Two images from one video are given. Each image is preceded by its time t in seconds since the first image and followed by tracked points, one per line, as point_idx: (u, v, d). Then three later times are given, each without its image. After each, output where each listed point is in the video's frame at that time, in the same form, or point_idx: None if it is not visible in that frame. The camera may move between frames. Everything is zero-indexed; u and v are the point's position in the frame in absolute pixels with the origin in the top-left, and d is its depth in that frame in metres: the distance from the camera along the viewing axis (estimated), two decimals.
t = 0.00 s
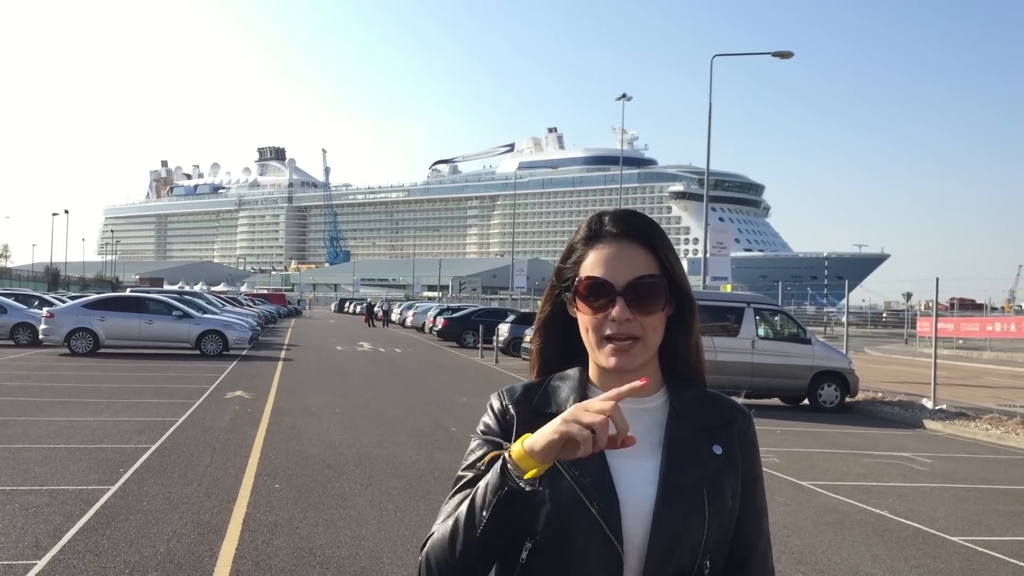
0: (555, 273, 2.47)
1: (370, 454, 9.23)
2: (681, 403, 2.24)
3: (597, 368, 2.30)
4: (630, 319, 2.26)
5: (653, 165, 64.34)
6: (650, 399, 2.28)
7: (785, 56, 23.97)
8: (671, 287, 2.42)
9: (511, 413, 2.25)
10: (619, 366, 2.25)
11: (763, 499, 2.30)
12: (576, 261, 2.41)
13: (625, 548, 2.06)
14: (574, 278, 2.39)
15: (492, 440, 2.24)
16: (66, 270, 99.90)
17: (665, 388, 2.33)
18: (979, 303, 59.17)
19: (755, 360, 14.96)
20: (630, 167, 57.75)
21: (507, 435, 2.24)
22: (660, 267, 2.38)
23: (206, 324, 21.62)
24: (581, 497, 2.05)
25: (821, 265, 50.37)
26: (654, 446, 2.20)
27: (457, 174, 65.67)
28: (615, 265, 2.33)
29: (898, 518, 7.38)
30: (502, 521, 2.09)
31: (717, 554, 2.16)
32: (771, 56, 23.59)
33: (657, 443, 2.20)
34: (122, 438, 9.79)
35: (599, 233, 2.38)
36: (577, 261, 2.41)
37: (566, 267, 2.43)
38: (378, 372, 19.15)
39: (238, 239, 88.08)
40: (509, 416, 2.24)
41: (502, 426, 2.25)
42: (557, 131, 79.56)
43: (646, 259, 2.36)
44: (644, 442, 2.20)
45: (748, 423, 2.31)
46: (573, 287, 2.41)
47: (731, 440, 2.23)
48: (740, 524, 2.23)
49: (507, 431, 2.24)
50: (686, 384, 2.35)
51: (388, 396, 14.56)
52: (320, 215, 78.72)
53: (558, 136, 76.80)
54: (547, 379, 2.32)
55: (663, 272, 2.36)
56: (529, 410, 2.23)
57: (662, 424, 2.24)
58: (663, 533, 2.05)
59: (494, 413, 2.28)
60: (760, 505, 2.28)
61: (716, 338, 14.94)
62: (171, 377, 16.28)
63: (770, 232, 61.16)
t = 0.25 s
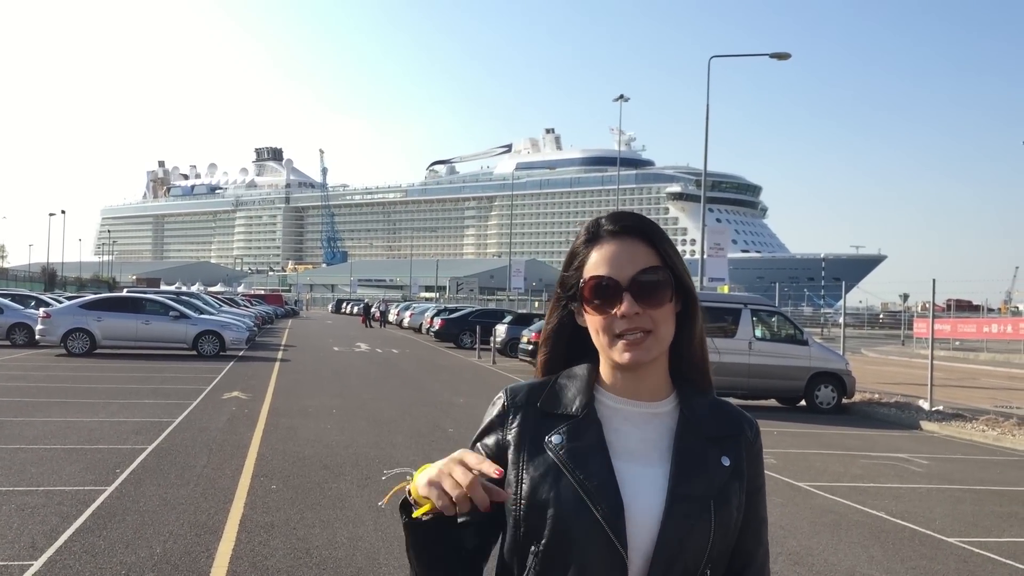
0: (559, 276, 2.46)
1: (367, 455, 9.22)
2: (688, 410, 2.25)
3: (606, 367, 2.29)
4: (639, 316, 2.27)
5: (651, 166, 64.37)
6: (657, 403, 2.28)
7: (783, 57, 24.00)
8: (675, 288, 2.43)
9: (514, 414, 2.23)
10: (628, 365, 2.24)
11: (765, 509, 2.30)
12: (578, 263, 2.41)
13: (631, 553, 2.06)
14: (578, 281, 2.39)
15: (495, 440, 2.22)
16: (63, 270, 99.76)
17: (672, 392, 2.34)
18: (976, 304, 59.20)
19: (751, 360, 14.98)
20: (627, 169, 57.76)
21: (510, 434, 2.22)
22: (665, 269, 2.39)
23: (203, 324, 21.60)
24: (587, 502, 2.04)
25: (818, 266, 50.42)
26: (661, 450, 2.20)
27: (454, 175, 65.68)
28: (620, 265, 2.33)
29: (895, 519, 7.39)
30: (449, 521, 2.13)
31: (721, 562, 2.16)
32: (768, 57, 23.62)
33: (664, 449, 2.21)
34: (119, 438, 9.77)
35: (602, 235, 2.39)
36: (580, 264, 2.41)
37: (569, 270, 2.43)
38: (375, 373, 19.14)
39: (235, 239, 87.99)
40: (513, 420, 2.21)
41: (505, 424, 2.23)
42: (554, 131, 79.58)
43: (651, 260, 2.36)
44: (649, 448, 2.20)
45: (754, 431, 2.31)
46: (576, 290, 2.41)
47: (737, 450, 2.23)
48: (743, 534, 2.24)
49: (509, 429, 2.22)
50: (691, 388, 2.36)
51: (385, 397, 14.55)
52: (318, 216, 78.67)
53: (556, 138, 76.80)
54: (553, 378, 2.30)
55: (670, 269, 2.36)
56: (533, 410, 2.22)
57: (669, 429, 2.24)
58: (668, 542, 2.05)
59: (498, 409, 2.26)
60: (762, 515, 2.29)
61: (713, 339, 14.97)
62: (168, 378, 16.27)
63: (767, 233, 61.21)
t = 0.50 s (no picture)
0: (559, 279, 2.46)
1: (365, 457, 9.22)
2: (690, 412, 2.25)
3: (608, 367, 2.29)
4: (641, 312, 2.27)
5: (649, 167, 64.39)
6: (659, 404, 2.28)
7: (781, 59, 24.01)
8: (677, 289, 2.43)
9: (512, 415, 2.25)
10: (628, 364, 2.24)
11: (767, 514, 2.29)
12: (578, 265, 2.42)
13: (628, 558, 2.06)
14: (577, 283, 2.39)
15: (496, 440, 2.24)
16: (61, 271, 99.64)
17: (674, 393, 2.34)
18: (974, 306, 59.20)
19: (750, 362, 14.99)
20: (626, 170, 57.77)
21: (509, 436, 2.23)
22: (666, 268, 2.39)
23: (201, 325, 21.58)
24: (585, 505, 2.04)
25: (816, 268, 50.43)
26: (662, 453, 2.20)
27: (453, 176, 65.69)
28: (621, 265, 2.33)
29: (893, 521, 7.39)
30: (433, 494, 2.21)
31: (721, 568, 2.15)
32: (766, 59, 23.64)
33: (665, 452, 2.20)
34: (117, 439, 9.76)
35: (601, 238, 2.40)
36: (580, 266, 2.41)
37: (568, 273, 2.43)
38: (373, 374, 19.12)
39: (233, 240, 87.92)
40: (509, 419, 2.23)
41: (503, 425, 2.24)
42: (553, 133, 79.59)
43: (651, 260, 2.37)
44: (650, 451, 2.20)
45: (758, 435, 2.30)
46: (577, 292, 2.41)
47: (740, 456, 2.22)
48: (745, 539, 2.23)
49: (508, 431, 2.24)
50: (694, 390, 2.36)
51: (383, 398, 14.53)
52: (316, 217, 78.65)
53: (554, 139, 76.83)
54: (553, 379, 2.31)
55: (669, 267, 2.37)
56: (533, 411, 2.22)
57: (671, 433, 2.24)
58: (667, 546, 2.04)
59: (498, 410, 2.27)
60: (764, 519, 2.28)
61: (711, 340, 14.98)
62: (166, 379, 16.25)
63: (765, 235, 61.22)
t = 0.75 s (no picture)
0: (557, 281, 2.47)
1: (363, 458, 9.22)
2: (683, 414, 2.25)
3: (602, 369, 2.30)
4: (637, 318, 2.27)
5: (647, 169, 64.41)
6: (653, 408, 2.28)
7: (778, 61, 24.03)
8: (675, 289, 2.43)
9: (510, 414, 2.26)
10: (624, 366, 2.25)
11: (764, 513, 2.29)
12: (577, 267, 2.43)
13: (619, 559, 2.06)
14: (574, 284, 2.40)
15: (491, 440, 2.26)
16: (59, 272, 99.59)
17: (670, 396, 2.34)
18: (972, 309, 59.23)
19: (747, 363, 15.00)
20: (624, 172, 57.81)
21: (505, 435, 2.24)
22: (664, 269, 2.39)
23: (199, 326, 21.56)
24: (576, 505, 2.05)
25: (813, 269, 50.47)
26: (654, 456, 2.21)
27: (451, 178, 65.73)
28: (618, 268, 2.33)
29: (890, 522, 7.40)
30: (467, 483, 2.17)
31: (715, 568, 2.16)
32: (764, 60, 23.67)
33: (657, 454, 2.21)
34: (115, 440, 9.76)
35: (599, 239, 2.40)
36: (578, 268, 2.42)
37: (567, 274, 2.44)
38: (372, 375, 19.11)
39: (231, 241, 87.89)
40: (508, 415, 2.24)
41: (499, 424, 2.26)
42: (551, 134, 79.62)
43: (650, 262, 2.36)
44: (643, 454, 2.20)
45: (755, 437, 2.30)
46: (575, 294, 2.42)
47: (734, 457, 2.22)
48: (741, 540, 2.23)
49: (505, 430, 2.25)
50: (690, 391, 2.36)
51: (381, 399, 14.55)
52: (314, 218, 78.67)
53: (553, 140, 76.90)
54: (552, 380, 2.33)
55: (666, 269, 2.37)
56: (529, 411, 2.23)
57: (664, 435, 2.25)
58: (657, 546, 2.05)
59: (495, 410, 2.29)
60: (761, 520, 2.27)
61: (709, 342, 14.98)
62: (164, 380, 16.25)
63: (763, 236, 61.27)
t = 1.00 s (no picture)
0: (561, 280, 2.47)
1: (361, 458, 9.22)
2: (684, 414, 2.25)
3: (604, 372, 2.29)
4: (641, 319, 2.26)
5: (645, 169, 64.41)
6: (655, 408, 2.28)
7: (777, 62, 24.07)
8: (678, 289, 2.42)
9: (513, 420, 2.25)
10: (628, 368, 2.24)
11: (766, 514, 2.29)
12: (582, 267, 2.42)
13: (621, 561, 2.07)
14: (580, 285, 2.40)
15: (495, 443, 2.26)
16: (57, 272, 99.47)
17: (671, 397, 2.34)
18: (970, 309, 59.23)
19: (746, 364, 15.01)
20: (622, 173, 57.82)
21: (509, 438, 2.24)
22: (668, 269, 2.39)
23: (197, 326, 21.56)
24: (579, 508, 2.05)
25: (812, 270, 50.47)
26: (655, 457, 2.21)
27: (449, 178, 65.74)
28: (623, 268, 2.33)
29: (888, 523, 7.41)
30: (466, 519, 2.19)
31: (717, 568, 2.15)
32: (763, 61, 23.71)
33: (658, 455, 2.21)
34: (112, 440, 9.75)
35: (604, 238, 2.41)
36: (583, 267, 2.42)
37: (572, 272, 2.43)
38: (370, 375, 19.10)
39: (228, 241, 87.84)
40: (512, 420, 2.24)
41: (503, 427, 2.26)
42: (549, 135, 79.61)
43: (654, 262, 2.37)
44: (645, 455, 2.21)
45: (756, 435, 2.30)
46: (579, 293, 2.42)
47: (735, 457, 2.22)
48: (743, 541, 2.23)
49: (508, 435, 2.25)
50: (690, 392, 2.36)
51: (379, 400, 14.54)
52: (312, 218, 78.61)
53: (551, 141, 76.93)
54: (554, 383, 2.31)
55: (670, 270, 2.37)
56: (532, 415, 2.23)
57: (665, 435, 2.25)
58: (660, 547, 2.05)
59: (497, 416, 2.28)
60: (762, 520, 2.28)
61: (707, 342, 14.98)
62: (162, 380, 16.24)
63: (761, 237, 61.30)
